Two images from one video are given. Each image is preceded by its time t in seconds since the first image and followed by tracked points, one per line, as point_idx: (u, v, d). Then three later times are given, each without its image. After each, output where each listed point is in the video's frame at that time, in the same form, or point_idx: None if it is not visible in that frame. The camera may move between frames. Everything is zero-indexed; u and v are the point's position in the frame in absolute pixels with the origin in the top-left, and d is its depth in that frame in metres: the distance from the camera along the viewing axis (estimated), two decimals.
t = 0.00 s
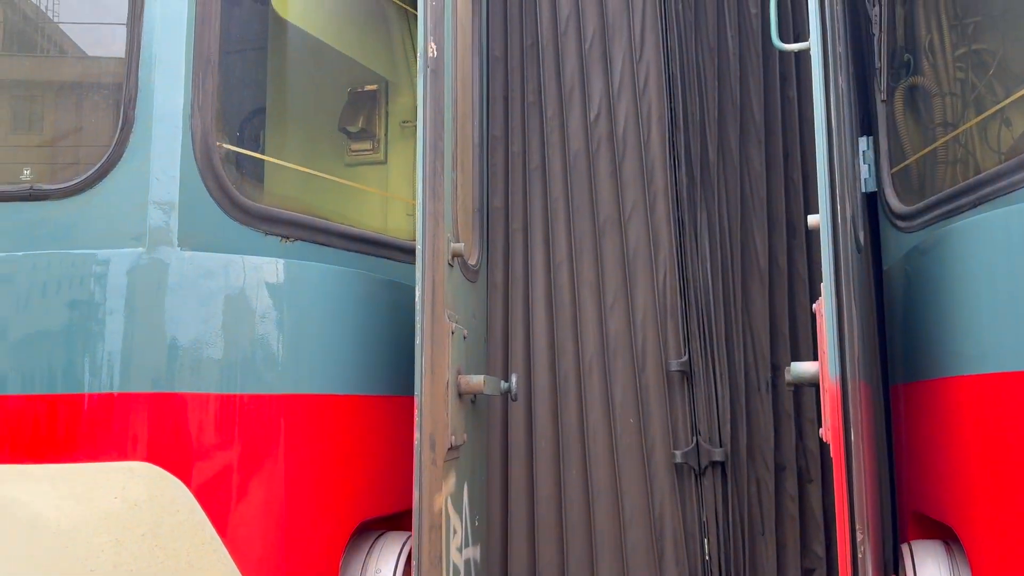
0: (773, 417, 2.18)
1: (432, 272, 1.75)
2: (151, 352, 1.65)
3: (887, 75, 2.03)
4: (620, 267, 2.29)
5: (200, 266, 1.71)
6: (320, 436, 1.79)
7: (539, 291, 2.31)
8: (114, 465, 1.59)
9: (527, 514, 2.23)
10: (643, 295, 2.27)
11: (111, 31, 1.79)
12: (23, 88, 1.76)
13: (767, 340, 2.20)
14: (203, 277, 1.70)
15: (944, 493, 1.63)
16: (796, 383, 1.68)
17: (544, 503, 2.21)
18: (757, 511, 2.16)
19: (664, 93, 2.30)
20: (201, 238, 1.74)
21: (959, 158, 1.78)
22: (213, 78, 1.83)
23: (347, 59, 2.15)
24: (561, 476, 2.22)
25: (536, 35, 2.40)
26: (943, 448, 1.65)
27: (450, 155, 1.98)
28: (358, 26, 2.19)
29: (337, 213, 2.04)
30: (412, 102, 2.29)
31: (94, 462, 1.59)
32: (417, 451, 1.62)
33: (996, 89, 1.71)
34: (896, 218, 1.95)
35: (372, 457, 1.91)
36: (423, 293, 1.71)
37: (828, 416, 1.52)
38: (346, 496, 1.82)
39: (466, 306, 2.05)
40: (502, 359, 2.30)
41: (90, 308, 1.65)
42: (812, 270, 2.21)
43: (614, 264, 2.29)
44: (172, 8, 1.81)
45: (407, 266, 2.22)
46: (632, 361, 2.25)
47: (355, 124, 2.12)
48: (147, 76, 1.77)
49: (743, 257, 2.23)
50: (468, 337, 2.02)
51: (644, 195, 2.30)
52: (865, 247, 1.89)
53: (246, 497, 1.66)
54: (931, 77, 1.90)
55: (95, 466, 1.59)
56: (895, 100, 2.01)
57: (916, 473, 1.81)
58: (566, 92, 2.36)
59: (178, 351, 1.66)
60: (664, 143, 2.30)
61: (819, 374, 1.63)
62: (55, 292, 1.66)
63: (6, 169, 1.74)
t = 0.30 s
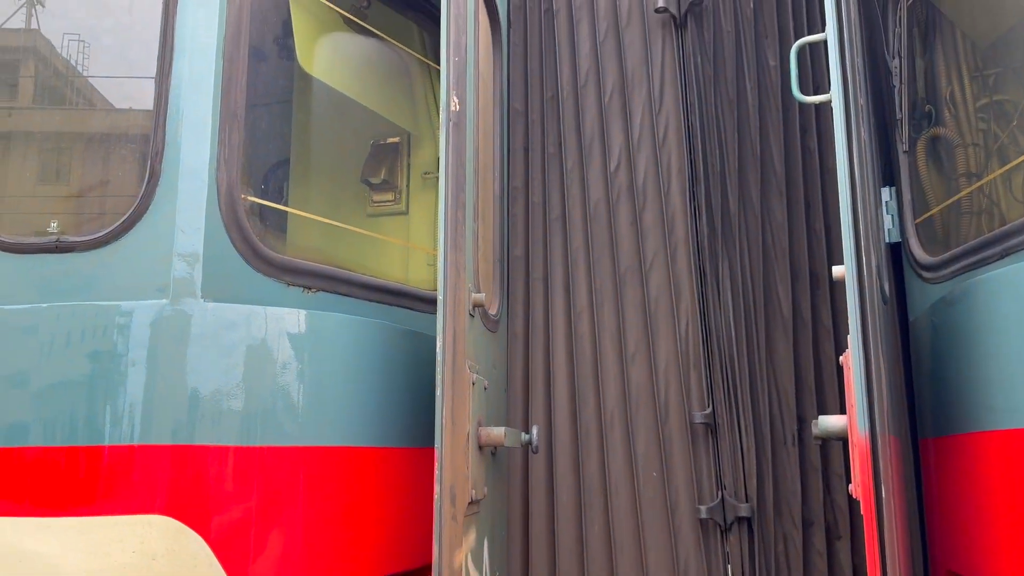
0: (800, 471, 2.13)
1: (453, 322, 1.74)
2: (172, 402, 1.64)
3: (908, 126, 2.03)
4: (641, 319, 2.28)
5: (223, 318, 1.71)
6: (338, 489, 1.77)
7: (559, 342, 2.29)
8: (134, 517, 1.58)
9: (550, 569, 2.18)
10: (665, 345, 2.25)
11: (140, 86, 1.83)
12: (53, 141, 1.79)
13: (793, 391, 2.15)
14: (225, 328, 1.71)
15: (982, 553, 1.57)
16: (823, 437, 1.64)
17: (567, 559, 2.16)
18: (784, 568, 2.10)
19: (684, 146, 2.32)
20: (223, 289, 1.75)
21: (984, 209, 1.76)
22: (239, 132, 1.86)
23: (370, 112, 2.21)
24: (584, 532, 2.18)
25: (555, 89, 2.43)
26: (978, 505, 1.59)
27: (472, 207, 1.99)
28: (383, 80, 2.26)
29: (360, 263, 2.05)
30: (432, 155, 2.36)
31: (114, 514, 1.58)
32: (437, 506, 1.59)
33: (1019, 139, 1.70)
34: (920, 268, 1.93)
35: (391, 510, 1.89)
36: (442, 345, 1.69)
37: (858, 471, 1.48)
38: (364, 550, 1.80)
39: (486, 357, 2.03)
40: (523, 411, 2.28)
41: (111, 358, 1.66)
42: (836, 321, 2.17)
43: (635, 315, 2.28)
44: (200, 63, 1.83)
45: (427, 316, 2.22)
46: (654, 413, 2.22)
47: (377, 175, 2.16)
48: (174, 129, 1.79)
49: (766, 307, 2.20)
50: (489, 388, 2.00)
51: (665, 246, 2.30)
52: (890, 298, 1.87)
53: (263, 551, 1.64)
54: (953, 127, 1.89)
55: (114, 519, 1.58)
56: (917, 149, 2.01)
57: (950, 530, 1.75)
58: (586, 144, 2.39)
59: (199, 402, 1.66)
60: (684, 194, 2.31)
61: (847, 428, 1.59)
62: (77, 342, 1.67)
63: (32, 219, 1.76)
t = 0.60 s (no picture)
0: (822, 526, 2.08)
1: (470, 373, 1.73)
2: (189, 453, 1.64)
3: (925, 178, 2.03)
4: (658, 370, 2.26)
5: (240, 368, 1.71)
6: (353, 541, 1.75)
7: (576, 392, 2.28)
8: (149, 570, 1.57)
9: None
10: (683, 397, 2.22)
11: (163, 137, 1.86)
12: (76, 189, 1.84)
13: (814, 445, 2.12)
14: (243, 379, 1.71)
15: None
16: (846, 492, 1.61)
17: None
18: None
19: (700, 197, 2.32)
20: (241, 340, 1.75)
21: (1004, 259, 1.75)
22: (261, 183, 1.87)
23: (388, 163, 2.24)
24: None
25: (571, 140, 2.46)
26: (1005, 564, 1.55)
27: (489, 257, 2.00)
28: (400, 131, 2.29)
29: (377, 313, 2.06)
30: (450, 204, 2.38)
31: (128, 566, 1.57)
32: (453, 561, 1.56)
33: None
34: (941, 319, 1.91)
35: (407, 562, 1.86)
36: (459, 396, 1.68)
37: (884, 527, 1.45)
38: None
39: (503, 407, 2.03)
40: (538, 465, 2.27)
41: (129, 408, 1.66)
42: (857, 373, 2.16)
43: (652, 366, 2.26)
44: (222, 113, 1.84)
45: (443, 364, 2.22)
46: (672, 466, 2.19)
47: (394, 225, 2.19)
48: (197, 181, 1.81)
49: (785, 359, 2.18)
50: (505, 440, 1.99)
51: (682, 295, 2.29)
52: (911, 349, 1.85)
53: None
54: (971, 178, 1.90)
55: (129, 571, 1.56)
56: (934, 201, 2.00)
57: None
58: (601, 195, 2.40)
59: (215, 452, 1.65)
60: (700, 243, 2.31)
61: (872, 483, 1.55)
62: (96, 391, 1.67)
63: (56, 270, 1.79)
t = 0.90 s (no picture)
0: None
1: (482, 421, 1.72)
2: (199, 499, 1.63)
3: (937, 227, 2.03)
4: (671, 418, 2.24)
5: (253, 414, 1.71)
6: None
7: (588, 440, 2.26)
8: None
9: None
10: (697, 446, 2.21)
11: (180, 184, 1.89)
12: (93, 233, 1.87)
13: (830, 497, 2.08)
14: (255, 426, 1.71)
15: None
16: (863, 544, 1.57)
17: None
18: None
19: (711, 244, 2.33)
20: (254, 387, 1.75)
21: (1018, 308, 1.75)
22: (276, 231, 1.89)
23: (401, 210, 2.27)
24: None
25: (583, 188, 2.48)
26: None
27: (501, 304, 2.01)
28: (413, 179, 2.32)
29: (388, 359, 2.07)
30: (463, 250, 2.40)
31: None
32: None
33: None
34: (957, 369, 1.89)
35: None
36: (470, 446, 1.67)
37: None
38: None
39: (515, 456, 2.02)
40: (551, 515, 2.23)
41: (141, 454, 1.65)
42: (872, 422, 2.13)
43: (665, 414, 2.25)
44: (241, 163, 1.87)
45: (453, 412, 2.23)
46: (686, 516, 2.16)
47: (407, 271, 2.21)
48: (214, 231, 1.83)
49: (799, 406, 2.17)
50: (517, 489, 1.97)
51: (694, 342, 2.28)
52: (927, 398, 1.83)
53: None
54: (983, 227, 1.90)
55: None
56: (947, 250, 2.00)
57: None
58: (613, 242, 2.42)
59: (225, 498, 1.64)
60: (712, 290, 2.31)
61: (890, 536, 1.52)
62: (108, 437, 1.67)
63: (72, 313, 1.81)
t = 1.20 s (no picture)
0: None
1: (488, 467, 1.71)
2: (202, 544, 1.62)
3: (943, 272, 2.02)
4: (679, 463, 2.22)
5: (258, 459, 1.70)
6: None
7: (594, 485, 2.23)
8: None
9: None
10: (704, 489, 2.17)
11: (190, 226, 1.91)
12: (104, 273, 1.90)
13: (839, 544, 2.06)
14: (260, 470, 1.70)
15: None
16: None
17: None
18: None
19: (717, 288, 2.33)
20: (260, 432, 1.75)
21: None
22: (284, 275, 1.90)
23: (408, 254, 2.28)
24: None
25: (588, 231, 2.50)
26: None
27: (507, 349, 2.01)
28: (421, 222, 2.35)
29: (393, 403, 2.07)
30: (469, 293, 2.42)
31: None
32: None
33: None
34: (965, 415, 1.88)
35: None
36: (477, 492, 1.67)
37: None
38: None
39: (521, 502, 2.00)
40: (557, 560, 2.21)
41: (145, 497, 1.65)
42: (882, 469, 2.11)
43: (672, 459, 2.23)
44: (251, 208, 1.89)
45: (460, 456, 2.24)
46: (694, 564, 2.12)
47: (413, 314, 2.22)
48: (223, 275, 1.84)
49: (808, 452, 2.15)
50: (522, 536, 1.95)
51: (701, 387, 2.27)
52: (935, 445, 1.82)
53: None
54: (989, 272, 1.90)
55: None
56: (954, 296, 2.00)
57: None
58: (619, 285, 2.42)
59: (229, 543, 1.63)
60: (718, 334, 2.31)
61: None
62: (113, 480, 1.67)
63: (81, 353, 1.83)
